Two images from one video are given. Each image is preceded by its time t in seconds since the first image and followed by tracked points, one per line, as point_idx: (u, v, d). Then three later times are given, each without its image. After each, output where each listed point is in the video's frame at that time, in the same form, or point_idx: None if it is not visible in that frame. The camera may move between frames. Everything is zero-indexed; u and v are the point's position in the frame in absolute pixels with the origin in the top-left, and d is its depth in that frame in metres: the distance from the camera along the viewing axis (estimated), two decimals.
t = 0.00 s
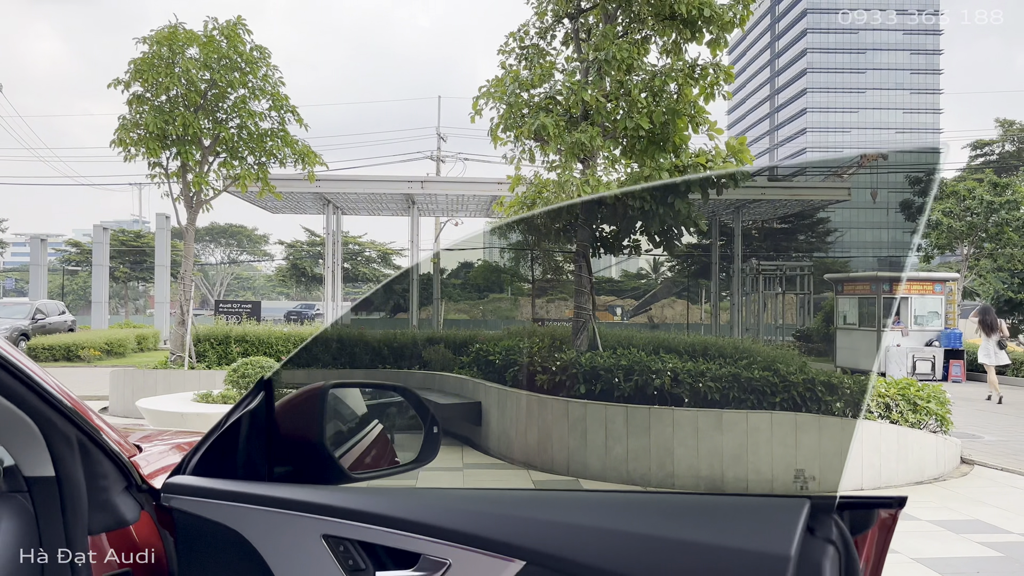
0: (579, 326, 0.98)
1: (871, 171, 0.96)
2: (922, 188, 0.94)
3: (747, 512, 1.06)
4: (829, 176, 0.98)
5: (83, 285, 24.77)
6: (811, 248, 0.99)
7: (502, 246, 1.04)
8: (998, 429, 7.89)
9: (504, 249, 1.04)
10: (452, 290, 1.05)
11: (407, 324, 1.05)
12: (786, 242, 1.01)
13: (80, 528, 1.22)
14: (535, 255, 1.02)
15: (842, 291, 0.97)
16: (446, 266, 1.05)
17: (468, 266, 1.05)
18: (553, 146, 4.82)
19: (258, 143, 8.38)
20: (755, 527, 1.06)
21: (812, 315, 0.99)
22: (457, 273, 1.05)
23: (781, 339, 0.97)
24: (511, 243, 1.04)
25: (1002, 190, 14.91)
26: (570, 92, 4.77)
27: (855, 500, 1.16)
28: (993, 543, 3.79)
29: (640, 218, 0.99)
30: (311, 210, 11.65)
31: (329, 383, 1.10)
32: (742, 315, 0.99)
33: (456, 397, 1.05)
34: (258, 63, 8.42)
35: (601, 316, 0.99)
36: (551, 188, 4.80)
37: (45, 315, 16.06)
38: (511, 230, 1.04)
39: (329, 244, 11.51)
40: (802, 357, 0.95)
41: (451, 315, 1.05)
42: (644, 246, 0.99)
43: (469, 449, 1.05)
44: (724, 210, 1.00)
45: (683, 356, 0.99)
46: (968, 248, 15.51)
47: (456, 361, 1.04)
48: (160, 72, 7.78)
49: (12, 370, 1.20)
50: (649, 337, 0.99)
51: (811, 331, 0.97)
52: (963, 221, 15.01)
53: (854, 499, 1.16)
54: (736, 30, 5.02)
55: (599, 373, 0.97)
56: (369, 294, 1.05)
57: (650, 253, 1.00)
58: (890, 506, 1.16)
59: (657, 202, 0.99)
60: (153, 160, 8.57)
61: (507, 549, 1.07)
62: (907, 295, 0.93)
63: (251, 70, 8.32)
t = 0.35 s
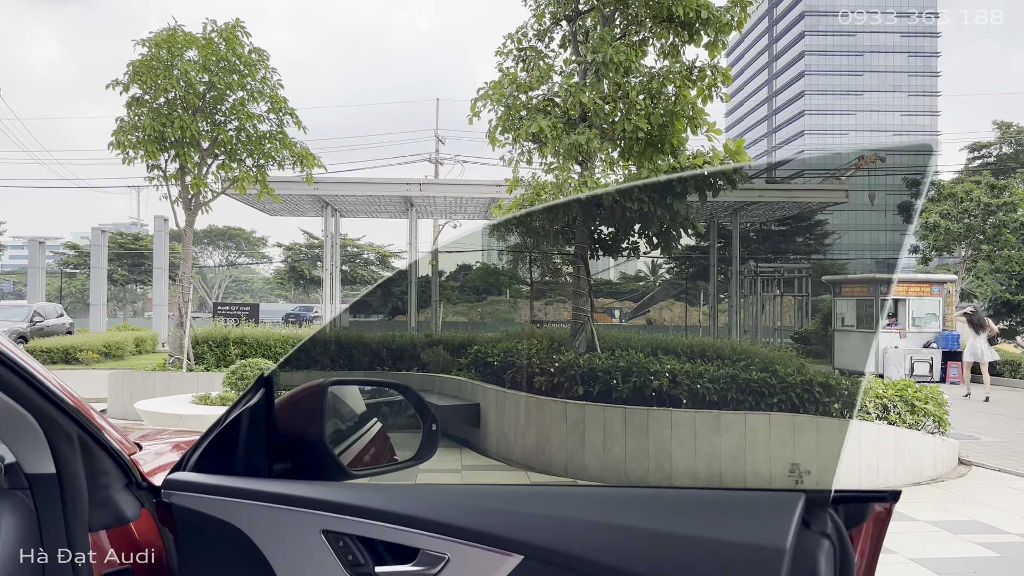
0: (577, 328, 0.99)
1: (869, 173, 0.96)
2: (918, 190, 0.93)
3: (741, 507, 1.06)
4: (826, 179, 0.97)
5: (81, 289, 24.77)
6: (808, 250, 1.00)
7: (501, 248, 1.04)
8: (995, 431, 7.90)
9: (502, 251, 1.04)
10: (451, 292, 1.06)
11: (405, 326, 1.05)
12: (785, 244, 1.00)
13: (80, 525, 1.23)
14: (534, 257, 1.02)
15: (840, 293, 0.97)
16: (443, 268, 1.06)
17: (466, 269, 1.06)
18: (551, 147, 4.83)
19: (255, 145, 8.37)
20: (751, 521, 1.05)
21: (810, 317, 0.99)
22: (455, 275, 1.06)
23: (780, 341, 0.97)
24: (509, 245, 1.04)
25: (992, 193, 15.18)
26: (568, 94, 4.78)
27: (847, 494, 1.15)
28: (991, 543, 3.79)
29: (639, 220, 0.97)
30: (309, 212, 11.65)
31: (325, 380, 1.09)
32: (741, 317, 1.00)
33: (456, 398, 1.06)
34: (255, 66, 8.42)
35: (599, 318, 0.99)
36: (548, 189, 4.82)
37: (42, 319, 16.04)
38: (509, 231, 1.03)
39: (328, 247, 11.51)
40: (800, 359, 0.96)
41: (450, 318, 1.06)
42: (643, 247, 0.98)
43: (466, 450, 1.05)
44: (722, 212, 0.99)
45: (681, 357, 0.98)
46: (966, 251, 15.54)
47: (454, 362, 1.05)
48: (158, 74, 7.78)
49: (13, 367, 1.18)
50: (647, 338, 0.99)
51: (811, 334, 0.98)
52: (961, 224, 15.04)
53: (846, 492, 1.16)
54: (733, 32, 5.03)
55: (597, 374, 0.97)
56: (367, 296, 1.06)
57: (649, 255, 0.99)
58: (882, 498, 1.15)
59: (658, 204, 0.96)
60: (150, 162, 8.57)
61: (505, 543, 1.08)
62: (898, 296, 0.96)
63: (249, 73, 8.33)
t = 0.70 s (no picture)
0: (576, 326, 1.00)
1: (867, 171, 0.98)
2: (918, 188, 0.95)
3: (738, 499, 1.06)
4: (825, 176, 1.00)
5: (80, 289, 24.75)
6: (807, 248, 1.01)
7: (499, 246, 1.04)
8: (995, 428, 7.90)
9: (501, 249, 1.04)
10: (450, 290, 1.04)
11: (405, 324, 1.05)
12: (783, 241, 1.00)
13: (78, 518, 1.23)
14: (533, 255, 1.02)
15: (838, 291, 0.98)
16: (444, 267, 1.04)
17: (465, 267, 1.05)
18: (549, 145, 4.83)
19: (254, 143, 8.37)
20: (749, 512, 1.05)
21: (809, 314, 1.01)
22: (455, 274, 1.05)
23: (778, 339, 0.98)
24: (508, 244, 1.04)
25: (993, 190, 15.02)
26: (567, 92, 4.78)
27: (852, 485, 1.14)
28: (991, 540, 3.79)
29: (639, 219, 0.99)
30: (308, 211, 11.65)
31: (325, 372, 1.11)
32: (740, 315, 1.00)
33: (456, 396, 1.06)
34: (255, 64, 8.42)
35: (598, 316, 1.00)
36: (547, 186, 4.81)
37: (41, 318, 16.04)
38: (508, 230, 1.04)
39: (327, 246, 11.51)
40: (799, 356, 0.97)
41: (449, 315, 1.05)
42: (642, 245, 0.99)
43: (464, 448, 1.05)
44: (721, 210, 0.99)
45: (679, 354, 0.99)
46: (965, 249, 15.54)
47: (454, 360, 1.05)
48: (157, 72, 7.78)
49: (13, 361, 1.19)
50: (647, 335, 0.99)
51: (809, 331, 0.99)
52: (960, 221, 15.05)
53: (853, 484, 1.14)
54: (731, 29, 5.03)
55: (596, 372, 0.98)
56: (365, 295, 1.06)
57: (647, 253, 0.99)
58: (881, 490, 1.15)
59: (655, 203, 0.98)
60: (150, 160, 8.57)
61: (504, 535, 1.08)
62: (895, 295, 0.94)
63: (248, 71, 8.33)
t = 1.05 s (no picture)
0: (577, 320, 1.00)
1: (868, 166, 1.00)
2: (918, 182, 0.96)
3: (741, 483, 1.06)
4: (825, 171, 1.00)
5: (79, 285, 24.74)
6: (807, 243, 1.00)
7: (500, 242, 1.05)
8: (995, 422, 7.92)
9: (501, 245, 1.05)
10: (451, 285, 1.06)
11: (405, 319, 1.06)
12: (784, 237, 1.00)
13: (83, 504, 1.23)
14: (533, 251, 1.03)
15: (838, 285, 0.96)
16: (444, 262, 1.06)
17: (465, 262, 1.06)
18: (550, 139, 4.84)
19: (255, 138, 8.37)
20: (751, 497, 1.05)
21: (809, 309, 0.98)
22: (455, 269, 1.06)
23: (779, 333, 0.97)
24: (508, 239, 1.05)
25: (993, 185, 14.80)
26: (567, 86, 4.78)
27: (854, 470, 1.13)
28: (991, 532, 3.80)
29: (638, 214, 0.99)
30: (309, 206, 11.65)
31: (326, 361, 1.11)
32: (739, 310, 0.99)
33: (456, 391, 1.06)
34: (255, 59, 8.42)
35: (598, 311, 1.00)
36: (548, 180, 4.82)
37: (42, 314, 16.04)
38: (509, 226, 1.05)
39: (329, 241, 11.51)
40: (800, 350, 0.97)
41: (450, 311, 1.06)
42: (643, 239, 0.99)
43: (464, 441, 1.06)
44: (720, 205, 0.99)
45: (680, 349, 0.98)
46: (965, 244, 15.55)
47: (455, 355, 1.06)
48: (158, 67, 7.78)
49: (18, 349, 1.19)
50: (647, 330, 0.99)
51: (810, 325, 0.97)
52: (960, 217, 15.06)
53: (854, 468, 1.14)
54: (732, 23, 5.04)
55: (597, 365, 0.99)
56: (366, 290, 1.06)
57: (648, 248, 1.00)
58: (883, 475, 1.15)
59: (655, 198, 0.99)
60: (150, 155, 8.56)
61: (509, 521, 1.08)
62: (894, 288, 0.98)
63: (248, 65, 8.33)
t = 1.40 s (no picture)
0: (579, 311, 0.97)
1: (870, 158, 0.98)
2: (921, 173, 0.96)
3: (749, 464, 1.05)
4: (828, 163, 0.99)
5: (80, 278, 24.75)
6: (810, 235, 1.01)
7: (501, 233, 1.03)
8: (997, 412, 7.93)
9: (503, 236, 1.03)
10: (452, 278, 1.04)
11: (406, 311, 1.05)
12: (785, 228, 1.02)
13: (90, 487, 1.22)
14: (535, 242, 1.02)
15: (842, 277, 0.99)
16: (445, 254, 1.04)
17: (467, 254, 1.04)
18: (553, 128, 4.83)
19: (256, 129, 8.35)
20: (759, 478, 1.05)
21: (812, 301, 0.99)
22: (456, 260, 1.04)
23: (781, 324, 0.98)
24: (510, 230, 1.03)
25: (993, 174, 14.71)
26: (570, 75, 4.76)
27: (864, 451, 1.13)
28: (993, 522, 3.81)
29: (640, 203, 0.98)
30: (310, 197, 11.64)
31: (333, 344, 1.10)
32: (742, 301, 0.99)
33: (460, 382, 1.05)
34: (256, 48, 8.38)
35: (601, 303, 0.98)
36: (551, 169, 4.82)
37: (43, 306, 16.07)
38: (510, 216, 1.02)
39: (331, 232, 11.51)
40: (802, 341, 0.98)
41: (450, 303, 1.05)
42: (646, 229, 0.98)
43: (467, 432, 1.07)
44: (723, 196, 0.99)
45: (683, 339, 0.97)
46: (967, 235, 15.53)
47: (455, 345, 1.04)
48: (158, 57, 7.75)
49: (26, 332, 1.19)
50: (650, 321, 0.97)
51: (811, 315, 0.98)
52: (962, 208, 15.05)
53: (865, 449, 1.14)
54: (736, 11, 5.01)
55: (599, 356, 0.97)
56: (369, 281, 1.06)
57: (650, 239, 0.99)
58: (894, 455, 1.14)
59: (658, 187, 0.98)
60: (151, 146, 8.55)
61: (516, 502, 1.09)
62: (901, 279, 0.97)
63: (249, 54, 8.28)
